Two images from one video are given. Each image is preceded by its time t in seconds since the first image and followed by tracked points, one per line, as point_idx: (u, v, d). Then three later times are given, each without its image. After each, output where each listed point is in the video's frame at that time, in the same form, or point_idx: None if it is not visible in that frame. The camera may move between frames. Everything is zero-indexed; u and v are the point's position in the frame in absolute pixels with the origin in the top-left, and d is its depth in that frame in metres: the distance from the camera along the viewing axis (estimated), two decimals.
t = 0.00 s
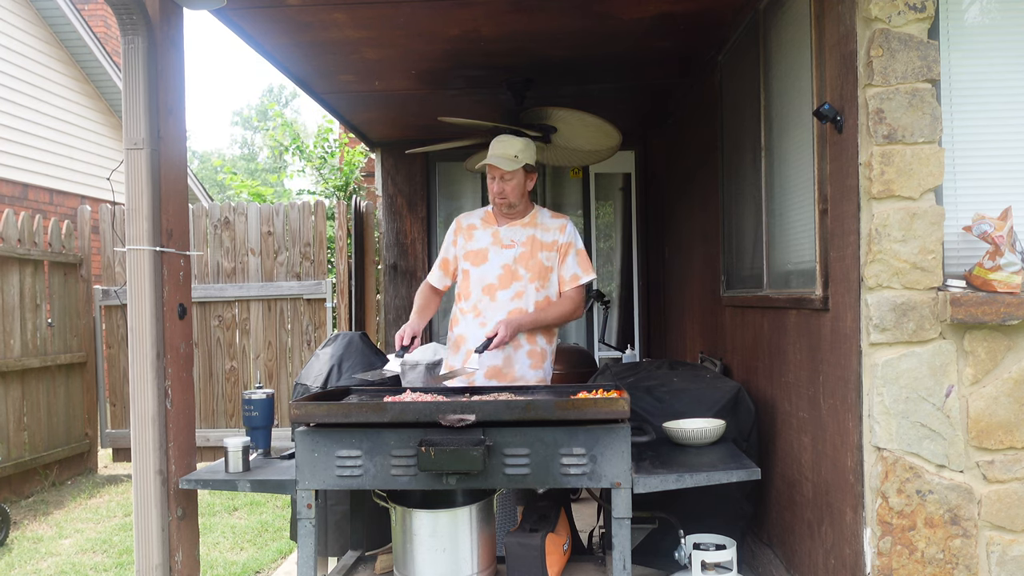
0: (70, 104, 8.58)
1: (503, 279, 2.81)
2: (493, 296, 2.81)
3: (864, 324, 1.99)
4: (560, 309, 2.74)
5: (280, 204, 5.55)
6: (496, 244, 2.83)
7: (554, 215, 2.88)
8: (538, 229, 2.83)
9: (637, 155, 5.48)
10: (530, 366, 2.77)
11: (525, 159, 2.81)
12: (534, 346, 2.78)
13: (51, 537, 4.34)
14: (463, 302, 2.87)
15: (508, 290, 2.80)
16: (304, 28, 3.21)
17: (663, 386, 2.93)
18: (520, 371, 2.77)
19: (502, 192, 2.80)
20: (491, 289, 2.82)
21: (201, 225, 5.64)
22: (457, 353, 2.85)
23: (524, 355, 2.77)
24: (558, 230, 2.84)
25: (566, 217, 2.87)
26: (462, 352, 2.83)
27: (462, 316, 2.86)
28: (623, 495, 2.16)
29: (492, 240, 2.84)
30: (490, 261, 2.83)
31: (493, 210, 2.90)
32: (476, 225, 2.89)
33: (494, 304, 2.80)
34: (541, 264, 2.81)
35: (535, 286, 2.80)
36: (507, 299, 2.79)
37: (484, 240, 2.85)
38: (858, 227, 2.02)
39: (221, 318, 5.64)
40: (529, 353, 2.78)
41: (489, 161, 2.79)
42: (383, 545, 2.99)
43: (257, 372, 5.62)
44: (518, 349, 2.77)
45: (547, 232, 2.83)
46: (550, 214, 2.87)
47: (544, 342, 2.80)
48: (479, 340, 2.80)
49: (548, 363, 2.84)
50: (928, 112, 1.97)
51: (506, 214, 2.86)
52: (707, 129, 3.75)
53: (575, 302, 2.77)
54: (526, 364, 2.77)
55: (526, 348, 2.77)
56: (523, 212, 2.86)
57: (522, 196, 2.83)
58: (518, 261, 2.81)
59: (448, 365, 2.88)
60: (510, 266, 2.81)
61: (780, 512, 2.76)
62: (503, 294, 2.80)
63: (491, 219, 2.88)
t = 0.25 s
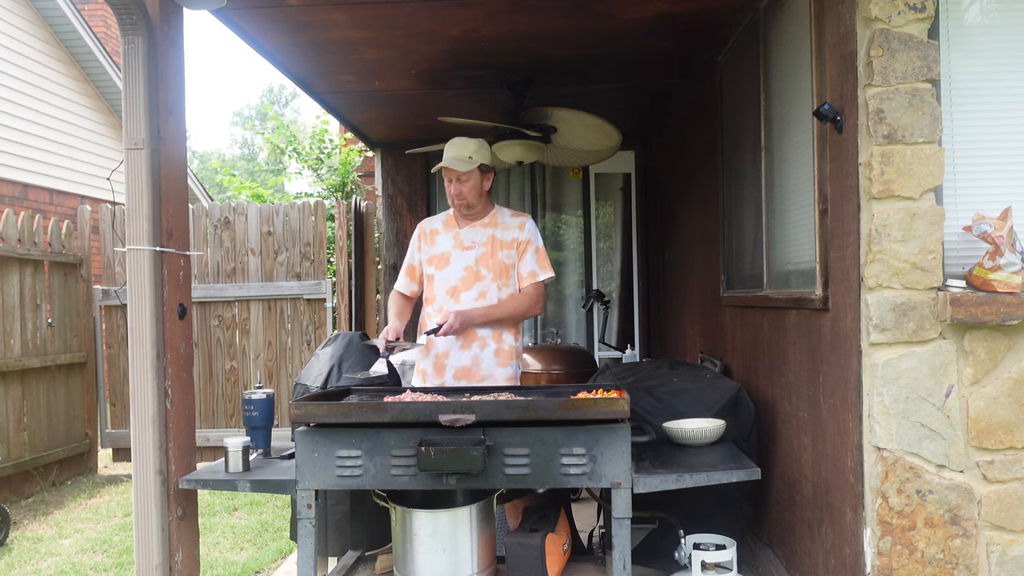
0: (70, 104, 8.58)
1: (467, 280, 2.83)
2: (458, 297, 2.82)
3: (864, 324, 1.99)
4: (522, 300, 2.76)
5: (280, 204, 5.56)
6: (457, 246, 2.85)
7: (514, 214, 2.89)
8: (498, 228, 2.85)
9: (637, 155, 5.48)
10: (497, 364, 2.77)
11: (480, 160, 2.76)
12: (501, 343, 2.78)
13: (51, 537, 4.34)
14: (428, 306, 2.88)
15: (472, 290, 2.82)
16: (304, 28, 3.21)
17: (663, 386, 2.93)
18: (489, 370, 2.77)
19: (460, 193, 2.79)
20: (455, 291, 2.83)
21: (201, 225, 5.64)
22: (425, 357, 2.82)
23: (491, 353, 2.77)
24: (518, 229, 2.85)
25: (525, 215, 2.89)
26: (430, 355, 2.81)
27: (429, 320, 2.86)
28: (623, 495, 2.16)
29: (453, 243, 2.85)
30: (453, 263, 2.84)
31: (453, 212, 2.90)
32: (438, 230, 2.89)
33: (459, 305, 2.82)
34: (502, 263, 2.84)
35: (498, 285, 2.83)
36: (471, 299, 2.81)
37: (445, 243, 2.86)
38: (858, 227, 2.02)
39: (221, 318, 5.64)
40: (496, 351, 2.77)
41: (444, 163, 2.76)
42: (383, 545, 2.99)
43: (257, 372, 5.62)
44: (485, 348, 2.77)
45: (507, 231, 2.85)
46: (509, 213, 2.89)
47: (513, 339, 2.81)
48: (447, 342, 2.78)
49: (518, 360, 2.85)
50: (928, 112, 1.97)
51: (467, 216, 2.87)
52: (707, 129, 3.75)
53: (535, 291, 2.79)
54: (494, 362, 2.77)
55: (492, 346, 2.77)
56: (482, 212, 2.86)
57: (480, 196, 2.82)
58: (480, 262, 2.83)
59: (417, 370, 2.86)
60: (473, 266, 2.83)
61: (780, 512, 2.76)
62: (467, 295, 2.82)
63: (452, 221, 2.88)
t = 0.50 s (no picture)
0: (70, 104, 8.58)
1: (446, 281, 2.83)
2: (438, 298, 2.83)
3: (864, 324, 1.99)
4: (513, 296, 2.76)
5: (280, 203, 5.55)
6: (433, 248, 2.86)
7: (487, 211, 2.90)
8: (472, 226, 2.86)
9: (637, 155, 5.48)
10: (481, 362, 2.79)
11: (448, 159, 2.77)
12: (485, 341, 2.81)
13: (51, 537, 4.34)
14: (410, 310, 2.89)
15: (452, 290, 2.82)
16: (304, 28, 3.21)
17: (663, 386, 2.93)
18: (474, 368, 2.80)
19: (431, 195, 2.80)
20: (435, 293, 2.84)
21: (201, 225, 5.64)
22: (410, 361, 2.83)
23: (474, 352, 2.80)
24: (492, 225, 2.87)
25: (497, 211, 2.90)
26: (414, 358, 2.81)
27: (411, 324, 2.87)
28: (623, 495, 2.15)
29: (429, 245, 2.86)
30: (430, 266, 2.85)
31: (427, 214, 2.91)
32: (413, 234, 2.92)
33: (439, 306, 2.82)
34: (479, 261, 2.85)
35: (477, 282, 2.83)
36: (451, 299, 2.81)
37: (422, 246, 2.88)
38: (858, 227, 2.02)
39: (221, 318, 5.64)
40: (480, 349, 2.80)
41: (412, 165, 2.76)
42: (383, 546, 2.99)
43: (257, 372, 5.62)
44: (469, 347, 2.79)
45: (481, 228, 2.85)
46: (482, 210, 2.90)
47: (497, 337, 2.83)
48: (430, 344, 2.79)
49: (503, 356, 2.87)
50: (928, 112, 1.96)
51: (441, 217, 2.88)
52: (708, 129, 3.75)
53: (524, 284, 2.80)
54: (477, 360, 2.80)
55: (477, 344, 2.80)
56: (455, 211, 2.87)
57: (450, 195, 2.83)
58: (457, 261, 2.84)
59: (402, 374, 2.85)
60: (450, 267, 2.84)
61: (780, 512, 2.76)
62: (447, 295, 2.82)
63: (426, 223, 2.90)
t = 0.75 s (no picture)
0: (70, 104, 8.58)
1: (440, 281, 2.83)
2: (432, 299, 2.83)
3: (864, 324, 1.99)
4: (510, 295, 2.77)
5: (280, 203, 5.55)
6: (426, 249, 2.86)
7: (478, 211, 2.92)
8: (464, 226, 2.87)
9: (637, 155, 5.48)
10: (477, 361, 2.80)
11: (439, 159, 2.79)
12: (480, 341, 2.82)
13: (51, 537, 4.34)
14: (403, 311, 2.88)
15: (446, 290, 2.82)
16: (304, 28, 3.21)
17: (663, 386, 2.93)
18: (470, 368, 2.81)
19: (424, 196, 2.80)
20: (428, 293, 2.83)
21: (201, 225, 5.64)
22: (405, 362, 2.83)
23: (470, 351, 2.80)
24: (484, 225, 2.88)
25: (488, 211, 2.92)
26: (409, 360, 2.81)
27: (405, 325, 2.86)
28: (623, 495, 2.15)
29: (421, 246, 2.86)
30: (423, 266, 2.85)
31: (419, 216, 2.91)
32: (405, 235, 2.91)
33: (434, 307, 2.82)
34: (473, 260, 2.85)
35: (471, 282, 2.84)
36: (445, 299, 2.82)
37: (414, 248, 2.88)
38: (858, 227, 2.02)
39: (221, 318, 5.64)
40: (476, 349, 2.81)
41: (403, 167, 2.75)
42: (383, 546, 2.99)
43: (257, 372, 5.62)
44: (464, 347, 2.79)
45: (473, 228, 2.87)
46: (473, 210, 2.91)
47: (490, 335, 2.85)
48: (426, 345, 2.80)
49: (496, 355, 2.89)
50: (928, 112, 1.96)
51: (432, 218, 2.88)
52: (708, 129, 3.75)
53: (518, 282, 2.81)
54: (473, 359, 2.81)
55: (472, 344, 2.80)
56: (446, 212, 2.88)
57: (442, 196, 2.84)
58: (450, 262, 2.84)
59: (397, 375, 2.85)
60: (443, 267, 2.84)
61: (780, 511, 2.76)
62: (441, 295, 2.82)
63: (418, 225, 2.90)
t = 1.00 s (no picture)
0: (70, 104, 8.58)
1: (437, 281, 2.83)
2: (429, 299, 2.83)
3: (864, 324, 1.99)
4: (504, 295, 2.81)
5: (280, 203, 5.55)
6: (423, 249, 2.86)
7: (475, 212, 2.91)
8: (461, 226, 2.87)
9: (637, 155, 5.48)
10: (475, 362, 2.79)
11: (437, 159, 2.79)
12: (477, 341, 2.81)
13: (51, 537, 4.34)
14: (400, 312, 2.88)
15: (443, 291, 2.82)
16: (304, 28, 3.21)
17: (662, 386, 2.93)
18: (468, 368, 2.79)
19: (423, 196, 2.80)
20: (425, 293, 2.84)
21: (201, 225, 5.64)
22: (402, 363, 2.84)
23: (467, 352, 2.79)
24: (481, 225, 2.88)
25: (486, 212, 2.91)
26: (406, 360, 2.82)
27: (402, 325, 2.86)
28: (623, 495, 2.15)
29: (418, 246, 2.86)
30: (420, 266, 2.85)
31: (417, 217, 2.91)
32: (402, 235, 2.91)
33: (431, 307, 2.82)
34: (470, 260, 2.85)
35: (468, 283, 2.84)
36: (442, 299, 2.82)
37: (411, 248, 2.88)
38: (858, 227, 2.02)
39: (221, 318, 5.64)
40: (473, 349, 2.81)
41: (402, 167, 2.76)
42: (383, 545, 2.99)
43: (257, 372, 5.62)
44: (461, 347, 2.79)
45: (470, 228, 2.87)
46: (470, 210, 2.91)
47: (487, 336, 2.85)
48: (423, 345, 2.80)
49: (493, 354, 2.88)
50: (928, 112, 1.96)
51: (429, 218, 2.88)
52: (708, 129, 3.75)
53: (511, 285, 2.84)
54: (471, 360, 2.79)
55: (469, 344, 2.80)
56: (443, 213, 2.87)
57: (440, 196, 2.84)
58: (447, 262, 2.84)
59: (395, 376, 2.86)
60: (440, 267, 2.84)
61: (780, 511, 2.76)
62: (438, 295, 2.82)
63: (415, 225, 2.90)
